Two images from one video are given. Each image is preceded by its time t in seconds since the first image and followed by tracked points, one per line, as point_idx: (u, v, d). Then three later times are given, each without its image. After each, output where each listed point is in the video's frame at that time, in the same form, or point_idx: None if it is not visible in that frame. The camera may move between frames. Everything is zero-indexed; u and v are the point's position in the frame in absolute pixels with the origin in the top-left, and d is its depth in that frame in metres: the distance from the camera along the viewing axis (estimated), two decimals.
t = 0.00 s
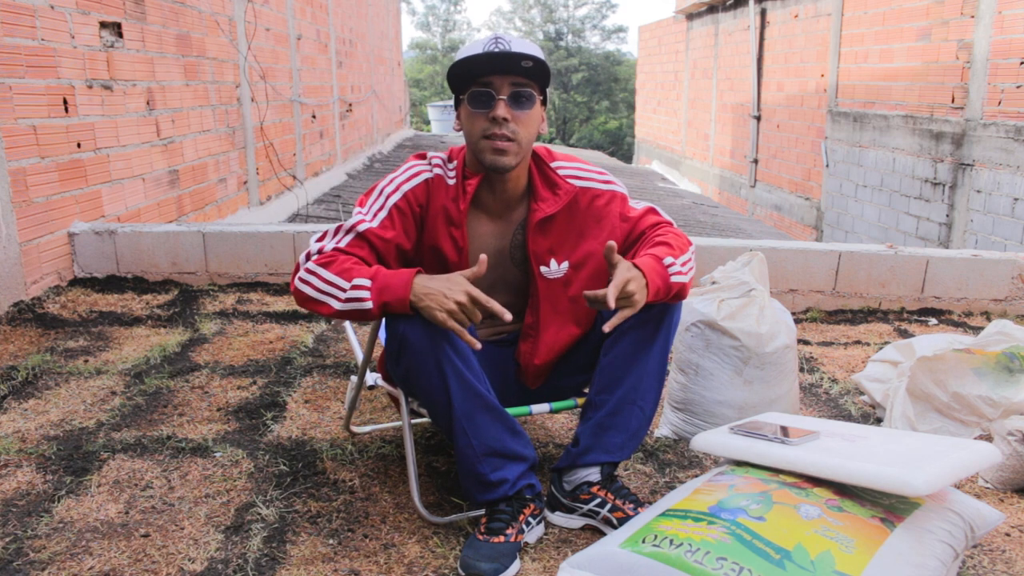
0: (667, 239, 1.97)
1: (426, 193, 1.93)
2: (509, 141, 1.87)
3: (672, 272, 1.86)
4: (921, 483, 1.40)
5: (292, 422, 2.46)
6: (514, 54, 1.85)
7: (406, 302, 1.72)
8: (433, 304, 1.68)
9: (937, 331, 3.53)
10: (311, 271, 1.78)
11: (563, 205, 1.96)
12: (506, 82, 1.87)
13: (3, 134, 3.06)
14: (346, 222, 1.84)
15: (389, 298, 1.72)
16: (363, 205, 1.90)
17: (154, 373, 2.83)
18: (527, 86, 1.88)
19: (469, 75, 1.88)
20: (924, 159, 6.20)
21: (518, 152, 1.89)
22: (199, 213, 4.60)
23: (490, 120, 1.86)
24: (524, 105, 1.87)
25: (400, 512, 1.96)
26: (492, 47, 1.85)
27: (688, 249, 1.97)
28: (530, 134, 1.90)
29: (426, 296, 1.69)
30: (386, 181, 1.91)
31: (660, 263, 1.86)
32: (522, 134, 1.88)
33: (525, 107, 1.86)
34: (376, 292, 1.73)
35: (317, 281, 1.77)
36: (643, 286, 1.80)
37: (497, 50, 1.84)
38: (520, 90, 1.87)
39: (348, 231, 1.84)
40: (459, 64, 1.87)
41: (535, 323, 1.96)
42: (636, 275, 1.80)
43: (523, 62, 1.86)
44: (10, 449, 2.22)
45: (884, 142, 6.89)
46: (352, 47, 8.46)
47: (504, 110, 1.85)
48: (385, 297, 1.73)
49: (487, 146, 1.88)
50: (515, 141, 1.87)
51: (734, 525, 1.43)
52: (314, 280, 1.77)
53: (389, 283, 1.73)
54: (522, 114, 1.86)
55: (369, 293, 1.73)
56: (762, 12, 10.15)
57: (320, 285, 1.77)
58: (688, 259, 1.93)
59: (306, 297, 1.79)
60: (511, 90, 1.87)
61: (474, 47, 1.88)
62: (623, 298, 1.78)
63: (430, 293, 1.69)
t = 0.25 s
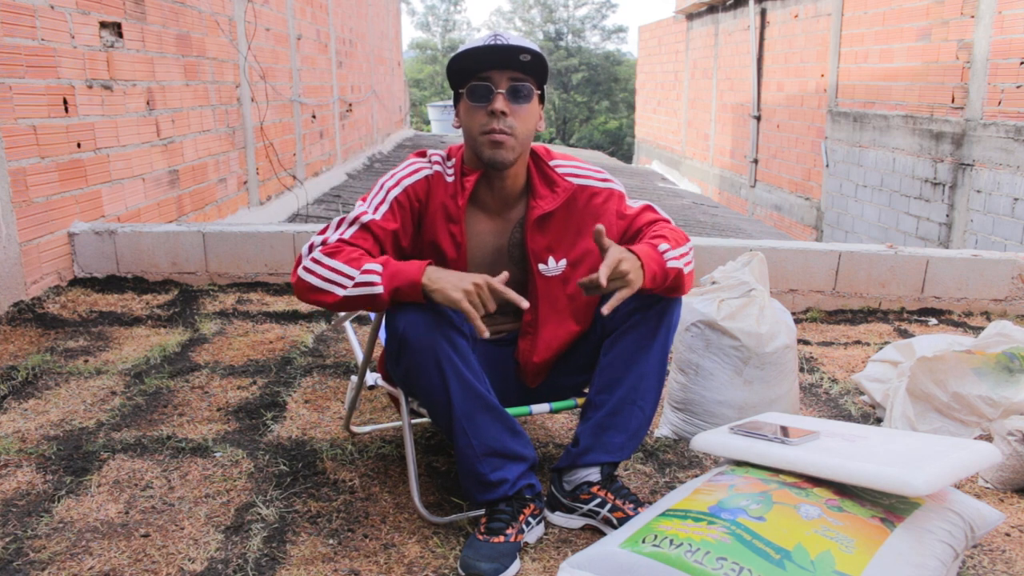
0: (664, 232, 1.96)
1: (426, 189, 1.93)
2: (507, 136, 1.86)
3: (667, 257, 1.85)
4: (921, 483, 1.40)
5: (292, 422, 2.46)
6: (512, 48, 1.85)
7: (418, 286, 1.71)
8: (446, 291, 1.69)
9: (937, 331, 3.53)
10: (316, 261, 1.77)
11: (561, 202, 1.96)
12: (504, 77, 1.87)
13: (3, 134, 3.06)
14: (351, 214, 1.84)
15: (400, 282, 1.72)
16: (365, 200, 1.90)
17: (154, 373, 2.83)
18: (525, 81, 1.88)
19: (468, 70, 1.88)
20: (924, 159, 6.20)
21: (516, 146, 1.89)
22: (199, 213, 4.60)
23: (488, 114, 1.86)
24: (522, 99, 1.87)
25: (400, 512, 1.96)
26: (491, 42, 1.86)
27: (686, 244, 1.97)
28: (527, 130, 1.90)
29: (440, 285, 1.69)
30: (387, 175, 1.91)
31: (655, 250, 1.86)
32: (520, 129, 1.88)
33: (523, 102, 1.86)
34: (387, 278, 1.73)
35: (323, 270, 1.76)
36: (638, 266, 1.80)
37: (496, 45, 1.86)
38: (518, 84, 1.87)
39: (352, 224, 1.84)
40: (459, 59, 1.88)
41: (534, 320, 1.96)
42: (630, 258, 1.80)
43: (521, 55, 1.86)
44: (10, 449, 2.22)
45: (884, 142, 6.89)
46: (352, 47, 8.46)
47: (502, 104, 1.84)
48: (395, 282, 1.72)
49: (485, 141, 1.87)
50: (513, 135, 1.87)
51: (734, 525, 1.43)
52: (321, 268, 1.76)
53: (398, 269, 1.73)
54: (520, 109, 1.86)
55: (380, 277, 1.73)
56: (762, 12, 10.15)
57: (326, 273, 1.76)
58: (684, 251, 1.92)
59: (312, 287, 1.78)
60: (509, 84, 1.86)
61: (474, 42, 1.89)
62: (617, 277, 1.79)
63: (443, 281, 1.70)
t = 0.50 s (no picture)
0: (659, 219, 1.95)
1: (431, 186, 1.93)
2: (506, 134, 1.86)
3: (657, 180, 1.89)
4: (921, 483, 1.40)
5: (292, 422, 2.46)
6: (511, 46, 1.85)
7: (491, 263, 1.69)
8: (523, 262, 1.69)
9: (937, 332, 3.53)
10: (369, 254, 1.73)
11: (559, 198, 1.95)
12: (503, 76, 1.87)
13: (3, 134, 3.06)
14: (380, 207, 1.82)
15: (473, 262, 1.68)
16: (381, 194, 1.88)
17: (154, 373, 2.83)
18: (524, 80, 1.88)
19: (468, 68, 1.88)
20: (924, 159, 6.20)
21: (516, 144, 1.88)
22: (199, 213, 4.60)
23: (488, 112, 1.85)
24: (521, 97, 1.86)
25: (400, 512, 1.96)
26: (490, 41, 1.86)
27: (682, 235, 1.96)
28: (526, 127, 1.89)
29: (514, 257, 1.69)
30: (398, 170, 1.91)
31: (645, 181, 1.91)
32: (520, 127, 1.87)
33: (521, 100, 1.86)
34: (457, 260, 1.68)
35: (380, 261, 1.71)
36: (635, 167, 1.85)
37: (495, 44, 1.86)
38: (516, 82, 1.86)
39: (384, 214, 1.82)
40: (458, 58, 1.88)
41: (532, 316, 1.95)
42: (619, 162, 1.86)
43: (521, 54, 1.86)
44: (10, 449, 2.22)
45: (884, 142, 6.89)
46: (352, 47, 8.46)
47: (501, 102, 1.84)
48: (465, 262, 1.68)
49: (484, 139, 1.87)
50: (512, 133, 1.86)
51: (733, 525, 1.43)
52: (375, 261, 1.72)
53: (466, 249, 1.70)
54: (518, 107, 1.85)
55: (451, 260, 1.68)
56: (762, 12, 10.15)
57: (384, 263, 1.71)
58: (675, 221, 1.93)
59: (369, 281, 1.73)
60: (508, 83, 1.86)
61: (473, 41, 1.89)
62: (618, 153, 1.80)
63: (514, 254, 1.70)
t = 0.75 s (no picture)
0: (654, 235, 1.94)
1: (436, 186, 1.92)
2: (510, 137, 1.86)
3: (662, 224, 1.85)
4: (921, 483, 1.40)
5: (292, 422, 2.46)
6: (515, 49, 1.85)
7: (504, 309, 1.71)
8: (534, 315, 1.73)
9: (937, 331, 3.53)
10: (383, 267, 1.70)
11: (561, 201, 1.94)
12: (506, 78, 1.86)
13: (3, 134, 3.06)
14: (388, 207, 1.80)
15: (484, 307, 1.70)
16: (389, 193, 1.86)
17: (154, 373, 2.83)
18: (528, 82, 1.88)
19: (471, 71, 1.88)
20: (924, 159, 6.20)
21: (519, 147, 1.88)
22: (199, 213, 4.60)
23: (492, 116, 1.86)
24: (525, 100, 1.87)
25: (400, 512, 1.96)
26: (493, 43, 1.85)
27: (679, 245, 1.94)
28: (530, 130, 1.90)
29: (526, 308, 1.73)
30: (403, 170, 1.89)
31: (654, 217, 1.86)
32: (524, 129, 1.87)
33: (525, 103, 1.86)
34: (470, 299, 1.69)
35: (393, 278, 1.70)
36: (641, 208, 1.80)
37: (498, 46, 1.85)
38: (521, 86, 1.87)
39: (391, 216, 1.80)
40: (461, 60, 1.88)
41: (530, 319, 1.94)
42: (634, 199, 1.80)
43: (525, 57, 1.86)
44: (10, 449, 2.22)
45: (884, 142, 6.89)
46: (352, 47, 8.46)
47: (505, 105, 1.84)
48: (480, 305, 1.70)
49: (488, 142, 1.87)
50: (515, 136, 1.86)
51: (733, 525, 1.43)
52: (387, 275, 1.70)
53: (483, 290, 1.71)
54: (522, 110, 1.86)
55: (464, 300, 1.69)
56: (762, 12, 10.15)
57: (397, 282, 1.70)
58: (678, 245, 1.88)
59: (378, 293, 1.71)
60: (512, 86, 1.86)
61: (476, 43, 1.88)
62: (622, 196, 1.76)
63: (524, 303, 1.73)
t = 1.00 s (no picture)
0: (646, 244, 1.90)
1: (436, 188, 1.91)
2: (509, 140, 1.86)
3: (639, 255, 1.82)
4: (921, 483, 1.40)
5: (291, 422, 2.46)
6: (516, 52, 1.85)
7: (499, 320, 1.70)
8: (530, 324, 1.73)
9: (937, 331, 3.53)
10: (378, 275, 1.70)
11: (560, 206, 1.94)
12: (507, 81, 1.86)
13: (3, 134, 3.06)
14: (385, 212, 1.80)
15: (478, 317, 1.69)
16: (387, 196, 1.85)
17: (154, 373, 2.83)
18: (529, 86, 1.88)
19: (472, 74, 1.88)
20: (924, 159, 6.20)
21: (519, 151, 1.88)
22: (199, 214, 4.60)
23: (492, 119, 1.85)
24: (525, 104, 1.86)
25: (400, 512, 1.96)
26: (494, 46, 1.85)
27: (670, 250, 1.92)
28: (530, 133, 1.89)
29: (522, 316, 1.72)
30: (403, 172, 1.89)
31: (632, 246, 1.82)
32: (524, 133, 1.87)
33: (526, 106, 1.86)
34: (465, 308, 1.68)
35: (388, 286, 1.69)
36: (608, 250, 1.76)
37: (499, 49, 1.85)
38: (522, 89, 1.87)
39: (388, 221, 1.80)
40: (462, 63, 1.88)
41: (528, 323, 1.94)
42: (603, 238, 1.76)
43: (526, 60, 1.86)
44: (10, 449, 2.22)
45: (884, 142, 6.89)
46: (352, 47, 8.46)
47: (505, 108, 1.84)
48: (474, 314, 1.69)
49: (488, 145, 1.87)
50: (516, 139, 1.86)
51: (733, 525, 1.43)
52: (381, 282, 1.69)
53: (478, 299, 1.69)
54: (523, 113, 1.86)
55: (457, 309, 1.68)
56: (762, 12, 10.15)
57: (391, 290, 1.69)
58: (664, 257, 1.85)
59: (373, 301, 1.70)
60: (513, 89, 1.86)
61: (477, 45, 1.88)
62: (582, 248, 1.73)
63: (521, 311, 1.73)
